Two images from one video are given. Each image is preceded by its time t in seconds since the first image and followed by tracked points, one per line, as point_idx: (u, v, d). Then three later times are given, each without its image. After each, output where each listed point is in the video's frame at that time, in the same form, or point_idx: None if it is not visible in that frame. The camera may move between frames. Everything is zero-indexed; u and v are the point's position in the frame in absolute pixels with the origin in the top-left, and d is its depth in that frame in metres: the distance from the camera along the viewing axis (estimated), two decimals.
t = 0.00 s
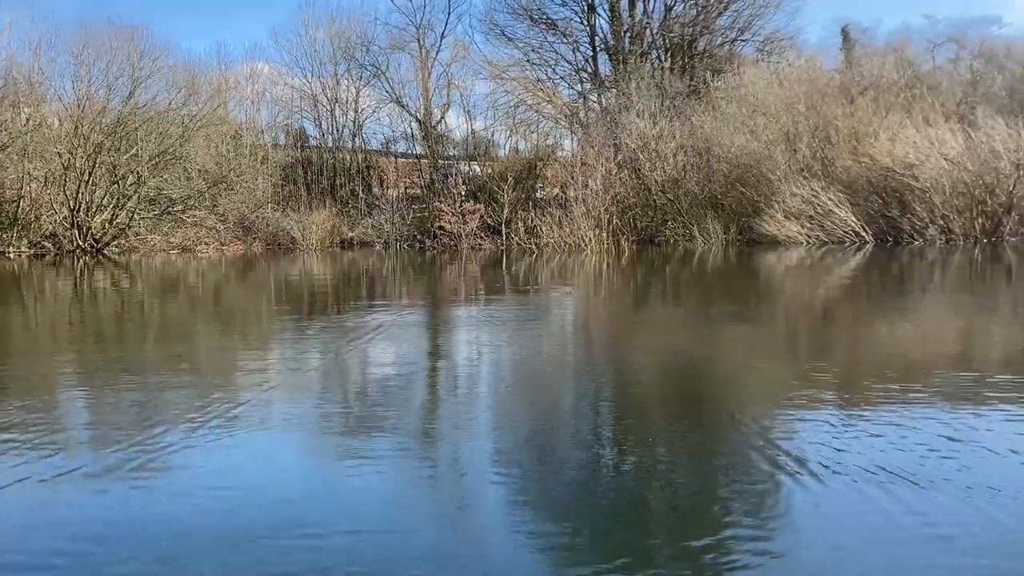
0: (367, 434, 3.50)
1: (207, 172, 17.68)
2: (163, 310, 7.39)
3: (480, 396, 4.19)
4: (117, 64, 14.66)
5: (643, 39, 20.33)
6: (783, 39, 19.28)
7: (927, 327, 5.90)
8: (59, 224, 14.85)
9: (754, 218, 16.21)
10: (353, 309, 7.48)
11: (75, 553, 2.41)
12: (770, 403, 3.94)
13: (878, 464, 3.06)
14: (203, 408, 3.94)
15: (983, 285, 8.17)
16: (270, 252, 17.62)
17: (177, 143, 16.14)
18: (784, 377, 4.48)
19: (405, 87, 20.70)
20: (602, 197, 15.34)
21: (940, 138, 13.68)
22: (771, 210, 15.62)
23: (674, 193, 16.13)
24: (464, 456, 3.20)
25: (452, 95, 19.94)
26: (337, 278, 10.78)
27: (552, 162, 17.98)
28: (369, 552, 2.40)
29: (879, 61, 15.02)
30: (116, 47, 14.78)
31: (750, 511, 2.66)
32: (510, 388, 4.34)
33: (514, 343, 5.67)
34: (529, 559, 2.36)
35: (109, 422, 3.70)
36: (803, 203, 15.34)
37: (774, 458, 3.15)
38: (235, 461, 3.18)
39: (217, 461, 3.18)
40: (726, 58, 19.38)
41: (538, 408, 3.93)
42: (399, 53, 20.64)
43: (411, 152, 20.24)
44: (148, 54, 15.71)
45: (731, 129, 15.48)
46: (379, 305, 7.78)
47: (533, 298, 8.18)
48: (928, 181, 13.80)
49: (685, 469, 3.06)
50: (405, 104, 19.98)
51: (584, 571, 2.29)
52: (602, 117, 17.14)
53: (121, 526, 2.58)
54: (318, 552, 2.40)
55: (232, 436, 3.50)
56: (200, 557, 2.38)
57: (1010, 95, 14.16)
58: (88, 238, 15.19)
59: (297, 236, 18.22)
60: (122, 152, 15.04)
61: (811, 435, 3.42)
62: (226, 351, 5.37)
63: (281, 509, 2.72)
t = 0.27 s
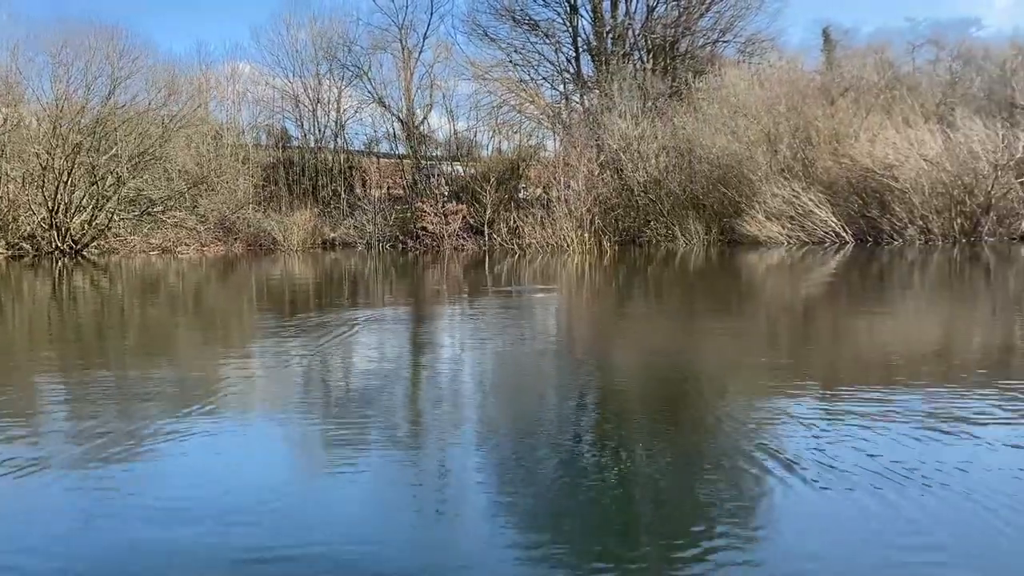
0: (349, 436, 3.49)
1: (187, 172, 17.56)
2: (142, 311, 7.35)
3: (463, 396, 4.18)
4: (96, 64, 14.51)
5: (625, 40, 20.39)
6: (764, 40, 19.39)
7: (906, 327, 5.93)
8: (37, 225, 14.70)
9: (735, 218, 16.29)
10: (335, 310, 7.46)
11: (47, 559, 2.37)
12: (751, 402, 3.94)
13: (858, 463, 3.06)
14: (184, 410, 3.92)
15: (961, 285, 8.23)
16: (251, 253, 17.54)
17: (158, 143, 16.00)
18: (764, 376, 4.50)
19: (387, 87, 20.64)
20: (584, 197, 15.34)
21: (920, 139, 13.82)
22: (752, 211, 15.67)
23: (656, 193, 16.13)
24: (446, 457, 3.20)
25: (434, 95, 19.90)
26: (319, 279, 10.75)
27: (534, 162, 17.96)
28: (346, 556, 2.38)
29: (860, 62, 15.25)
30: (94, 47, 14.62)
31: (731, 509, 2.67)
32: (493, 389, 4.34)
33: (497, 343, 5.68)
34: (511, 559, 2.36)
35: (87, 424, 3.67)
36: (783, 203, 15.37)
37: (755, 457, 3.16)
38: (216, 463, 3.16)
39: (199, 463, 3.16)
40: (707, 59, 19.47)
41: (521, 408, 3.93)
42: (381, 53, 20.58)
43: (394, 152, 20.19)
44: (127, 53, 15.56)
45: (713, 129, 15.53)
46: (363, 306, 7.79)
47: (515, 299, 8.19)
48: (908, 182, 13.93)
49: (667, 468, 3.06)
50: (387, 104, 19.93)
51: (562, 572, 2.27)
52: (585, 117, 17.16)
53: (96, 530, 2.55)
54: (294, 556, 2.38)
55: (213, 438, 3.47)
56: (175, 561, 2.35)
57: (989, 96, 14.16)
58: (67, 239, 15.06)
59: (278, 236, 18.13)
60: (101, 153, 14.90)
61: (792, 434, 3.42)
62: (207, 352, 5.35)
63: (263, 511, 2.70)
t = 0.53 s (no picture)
0: (333, 438, 3.46)
1: (168, 173, 17.42)
2: (123, 313, 7.29)
3: (447, 397, 4.16)
4: (75, 64, 14.37)
5: (608, 41, 20.44)
6: (747, 41, 19.48)
7: (888, 327, 5.94)
8: (15, 227, 14.53)
9: (718, 219, 16.34)
10: (318, 311, 7.43)
11: (27, 566, 2.33)
12: (736, 403, 3.95)
13: (845, 464, 3.07)
14: (167, 412, 3.88)
15: (942, 285, 8.28)
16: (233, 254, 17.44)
17: (139, 144, 15.86)
18: (748, 377, 4.50)
19: (370, 87, 20.57)
20: (569, 198, 15.32)
21: (901, 139, 13.81)
22: (735, 211, 15.70)
23: (640, 194, 16.37)
24: (430, 459, 3.18)
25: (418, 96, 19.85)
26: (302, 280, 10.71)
27: (518, 163, 17.91)
28: (335, 558, 2.36)
29: (841, 63, 15.53)
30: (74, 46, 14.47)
31: (716, 510, 2.67)
32: (477, 390, 4.32)
33: (481, 344, 5.67)
34: (499, 561, 2.34)
35: (68, 427, 3.62)
36: (765, 204, 15.35)
37: (740, 457, 3.16)
38: (200, 465, 3.14)
39: (184, 465, 3.14)
40: (691, 60, 19.55)
41: (505, 409, 3.92)
42: (364, 53, 20.51)
43: (377, 152, 20.12)
44: (107, 53, 15.42)
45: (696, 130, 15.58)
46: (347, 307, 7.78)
47: (500, 300, 8.18)
48: (889, 182, 13.94)
49: (652, 469, 3.06)
50: (370, 104, 19.86)
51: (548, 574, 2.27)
52: (569, 118, 17.17)
53: (77, 536, 2.51)
54: (281, 560, 2.35)
55: (197, 440, 3.45)
56: (160, 565, 2.33)
57: (970, 97, 14.71)
58: (46, 240, 14.91)
59: (260, 238, 18.03)
60: (81, 153, 14.75)
61: (777, 435, 3.43)
62: (189, 354, 5.31)
63: (249, 513, 2.69)
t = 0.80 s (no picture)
0: (318, 438, 3.45)
1: (151, 173, 17.31)
2: (106, 314, 7.24)
3: (433, 398, 4.16)
4: (57, 64, 14.29)
5: (593, 41, 20.47)
6: (731, 42, 19.57)
7: (871, 326, 5.98)
8: None
9: (703, 219, 16.41)
10: (304, 312, 7.42)
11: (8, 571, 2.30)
12: (721, 402, 3.96)
13: (830, 462, 3.07)
14: (150, 414, 3.86)
15: (924, 284, 8.34)
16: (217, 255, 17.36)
17: (122, 144, 15.76)
18: (734, 376, 4.53)
19: (355, 88, 20.53)
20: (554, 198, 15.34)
21: (883, 140, 13.95)
22: (719, 211, 15.76)
23: (625, 195, 16.31)
24: (416, 459, 3.18)
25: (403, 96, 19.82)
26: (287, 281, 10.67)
27: (503, 163, 17.92)
28: (321, 558, 2.36)
29: (826, 63, 15.70)
30: (56, 47, 14.40)
31: (702, 509, 2.67)
32: (463, 390, 4.32)
33: (467, 344, 5.67)
34: (484, 560, 2.34)
35: (51, 429, 3.59)
36: (749, 205, 15.44)
37: (725, 455, 3.18)
38: (185, 466, 3.13)
39: (169, 466, 3.13)
40: (675, 60, 19.61)
41: (491, 410, 3.92)
42: (349, 53, 20.46)
43: (361, 153, 20.07)
44: (89, 53, 15.36)
45: (681, 131, 15.68)
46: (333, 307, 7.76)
47: (486, 300, 8.20)
48: (871, 182, 14.04)
49: (638, 468, 3.06)
50: (355, 104, 19.81)
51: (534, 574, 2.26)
52: (554, 118, 17.19)
53: (61, 540, 2.48)
54: (267, 562, 2.33)
55: (181, 441, 3.43)
56: (146, 566, 2.32)
57: (952, 98, 14.79)
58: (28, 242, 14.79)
59: (244, 239, 17.96)
60: (63, 154, 14.64)
61: (763, 434, 3.43)
62: (174, 356, 5.28)
63: (234, 514, 2.68)
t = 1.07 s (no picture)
0: (305, 440, 3.44)
1: (135, 174, 17.18)
2: (90, 316, 7.18)
3: (421, 399, 4.15)
4: (40, 64, 14.20)
5: (580, 42, 20.48)
6: (717, 43, 19.63)
7: (856, 326, 6.01)
8: None
9: (690, 219, 16.47)
10: (290, 313, 7.38)
11: None
12: (707, 402, 3.96)
13: (817, 462, 3.08)
14: (135, 416, 3.83)
15: (908, 284, 8.38)
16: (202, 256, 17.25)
17: (106, 145, 15.65)
18: (720, 375, 4.54)
19: (341, 88, 20.45)
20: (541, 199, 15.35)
21: (869, 141, 14.09)
22: (705, 212, 15.85)
23: (612, 196, 16.36)
24: (402, 460, 3.17)
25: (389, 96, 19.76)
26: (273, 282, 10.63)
27: (490, 164, 17.91)
28: (308, 559, 2.36)
29: (812, 64, 15.78)
30: (39, 47, 14.34)
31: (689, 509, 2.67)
32: (452, 391, 4.31)
33: (453, 345, 5.66)
34: (472, 562, 2.34)
35: (34, 432, 3.56)
36: (735, 205, 15.50)
37: (712, 455, 3.18)
38: (170, 468, 3.11)
39: (153, 468, 3.11)
40: (662, 61, 19.64)
41: (479, 411, 3.90)
42: (335, 53, 20.39)
43: (347, 153, 20.02)
44: (73, 53, 15.31)
45: (668, 133, 15.79)
46: (320, 308, 7.73)
47: (474, 300, 8.20)
48: (856, 182, 14.10)
49: (626, 469, 3.06)
50: (341, 105, 19.75)
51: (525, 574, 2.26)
52: (541, 119, 17.19)
53: (45, 543, 2.46)
54: (254, 564, 2.33)
55: (165, 444, 3.41)
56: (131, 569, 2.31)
57: (936, 99, 14.90)
58: (10, 243, 14.66)
59: (229, 240, 17.86)
60: (46, 154, 14.52)
61: (752, 434, 3.43)
62: (159, 357, 5.24)
63: (220, 515, 2.67)
